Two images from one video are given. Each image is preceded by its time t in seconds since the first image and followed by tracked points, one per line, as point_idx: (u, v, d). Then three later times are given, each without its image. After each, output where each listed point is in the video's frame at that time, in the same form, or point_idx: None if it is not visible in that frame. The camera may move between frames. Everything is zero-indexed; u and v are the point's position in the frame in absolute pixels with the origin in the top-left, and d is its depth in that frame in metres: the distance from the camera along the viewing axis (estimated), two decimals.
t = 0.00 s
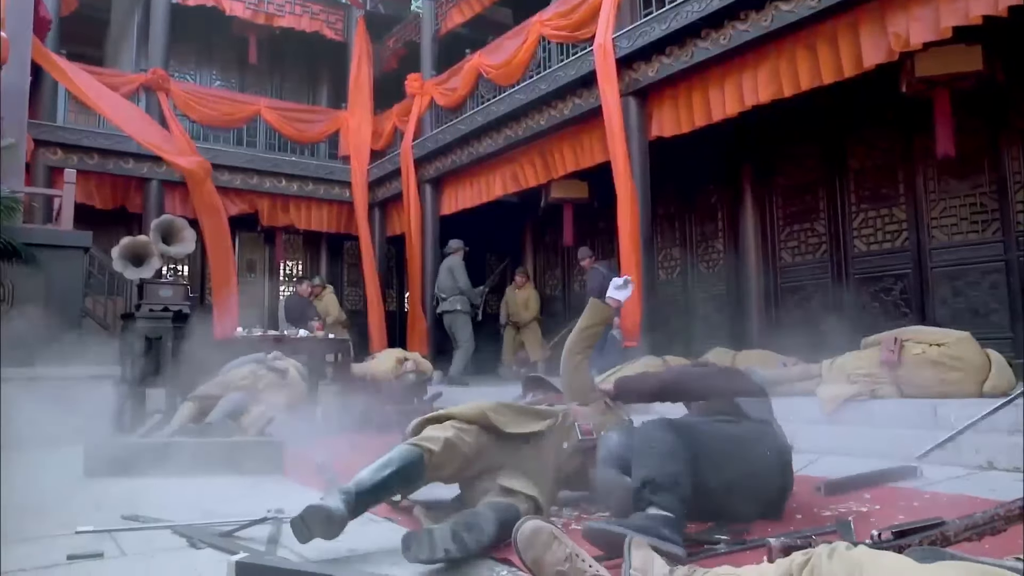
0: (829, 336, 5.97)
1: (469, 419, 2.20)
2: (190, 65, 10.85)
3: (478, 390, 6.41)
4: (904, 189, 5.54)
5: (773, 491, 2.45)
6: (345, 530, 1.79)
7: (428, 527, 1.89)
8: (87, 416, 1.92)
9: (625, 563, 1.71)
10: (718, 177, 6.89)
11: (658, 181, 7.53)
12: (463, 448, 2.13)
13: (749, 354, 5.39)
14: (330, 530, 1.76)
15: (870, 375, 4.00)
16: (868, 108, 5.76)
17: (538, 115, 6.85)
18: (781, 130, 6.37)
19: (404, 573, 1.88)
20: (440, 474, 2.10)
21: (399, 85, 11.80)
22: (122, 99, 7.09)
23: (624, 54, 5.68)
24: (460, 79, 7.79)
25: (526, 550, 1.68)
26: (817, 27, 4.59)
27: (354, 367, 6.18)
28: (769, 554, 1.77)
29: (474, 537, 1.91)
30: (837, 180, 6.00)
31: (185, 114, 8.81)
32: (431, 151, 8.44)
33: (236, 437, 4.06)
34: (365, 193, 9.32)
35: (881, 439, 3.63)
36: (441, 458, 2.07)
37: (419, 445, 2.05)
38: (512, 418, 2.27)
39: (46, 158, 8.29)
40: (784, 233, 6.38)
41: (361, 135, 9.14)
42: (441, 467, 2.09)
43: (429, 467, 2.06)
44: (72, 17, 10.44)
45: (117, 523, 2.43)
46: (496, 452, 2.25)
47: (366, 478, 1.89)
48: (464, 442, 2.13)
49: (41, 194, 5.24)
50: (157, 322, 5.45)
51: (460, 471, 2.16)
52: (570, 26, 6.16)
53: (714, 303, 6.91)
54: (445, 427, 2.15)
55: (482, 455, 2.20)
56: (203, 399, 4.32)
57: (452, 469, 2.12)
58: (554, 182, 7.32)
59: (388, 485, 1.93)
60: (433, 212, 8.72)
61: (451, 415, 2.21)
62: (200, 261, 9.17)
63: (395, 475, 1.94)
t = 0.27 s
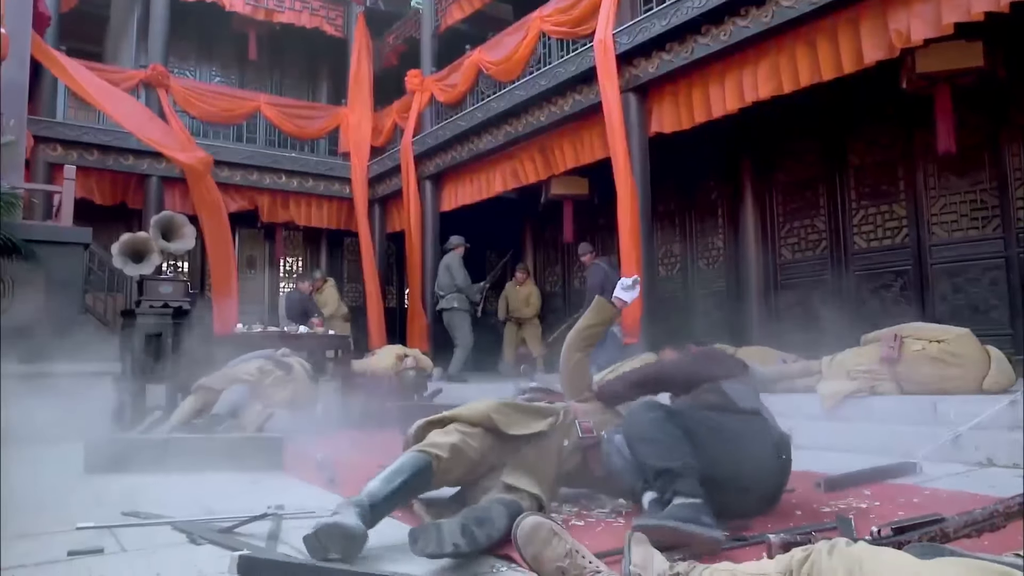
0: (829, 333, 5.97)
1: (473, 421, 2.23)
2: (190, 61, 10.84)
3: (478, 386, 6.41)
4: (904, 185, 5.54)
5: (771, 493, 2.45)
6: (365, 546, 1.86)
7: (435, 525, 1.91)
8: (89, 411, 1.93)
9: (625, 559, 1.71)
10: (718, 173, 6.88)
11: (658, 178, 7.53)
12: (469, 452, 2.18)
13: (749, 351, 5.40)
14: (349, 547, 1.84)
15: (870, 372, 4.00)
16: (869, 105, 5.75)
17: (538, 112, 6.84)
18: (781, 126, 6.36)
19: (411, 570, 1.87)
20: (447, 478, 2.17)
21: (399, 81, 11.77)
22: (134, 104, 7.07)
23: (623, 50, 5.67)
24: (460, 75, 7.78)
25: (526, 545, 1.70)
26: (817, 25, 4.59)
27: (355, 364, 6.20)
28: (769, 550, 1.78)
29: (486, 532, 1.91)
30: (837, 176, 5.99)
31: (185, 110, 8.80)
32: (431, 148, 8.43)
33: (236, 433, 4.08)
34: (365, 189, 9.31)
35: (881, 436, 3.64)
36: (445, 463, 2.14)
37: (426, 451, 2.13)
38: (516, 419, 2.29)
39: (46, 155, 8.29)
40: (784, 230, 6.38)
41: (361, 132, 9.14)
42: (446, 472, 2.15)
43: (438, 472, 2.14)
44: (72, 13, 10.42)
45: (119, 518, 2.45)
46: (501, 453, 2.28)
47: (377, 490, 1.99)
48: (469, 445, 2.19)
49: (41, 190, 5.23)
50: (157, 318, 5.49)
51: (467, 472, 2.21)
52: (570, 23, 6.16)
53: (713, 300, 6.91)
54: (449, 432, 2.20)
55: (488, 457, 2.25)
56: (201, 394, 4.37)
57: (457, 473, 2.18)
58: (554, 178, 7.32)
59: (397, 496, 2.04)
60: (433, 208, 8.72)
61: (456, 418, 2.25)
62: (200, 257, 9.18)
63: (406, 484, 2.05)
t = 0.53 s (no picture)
0: (829, 331, 5.98)
1: (477, 422, 2.19)
2: (190, 59, 10.82)
3: (477, 384, 6.41)
4: (904, 183, 5.54)
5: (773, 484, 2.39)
6: (379, 552, 1.80)
7: (443, 516, 1.91)
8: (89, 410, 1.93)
9: (625, 557, 1.72)
10: (718, 171, 6.88)
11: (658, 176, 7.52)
12: (477, 454, 2.14)
13: (749, 349, 5.40)
14: (363, 552, 1.78)
15: (870, 370, 4.00)
16: (869, 103, 5.75)
17: (538, 110, 6.83)
18: (781, 124, 6.36)
19: (411, 568, 1.87)
20: (455, 480, 2.12)
21: (399, 78, 11.75)
22: (136, 101, 7.11)
23: (624, 48, 5.67)
24: (460, 72, 7.77)
25: (526, 544, 1.70)
26: (818, 22, 4.59)
27: (355, 362, 6.10)
28: (768, 548, 1.79)
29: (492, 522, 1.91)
30: (837, 173, 5.99)
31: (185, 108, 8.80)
32: (431, 146, 8.43)
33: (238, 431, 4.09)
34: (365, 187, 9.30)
35: (881, 434, 3.64)
36: (455, 465, 2.08)
37: (434, 452, 2.07)
38: (519, 420, 2.26)
39: (45, 153, 8.28)
40: (784, 228, 6.38)
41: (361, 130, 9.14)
42: (456, 473, 2.10)
43: (447, 474, 2.08)
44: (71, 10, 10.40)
45: (119, 516, 2.45)
46: (505, 453, 2.24)
47: (387, 492, 1.94)
48: (477, 447, 2.14)
49: (41, 188, 5.23)
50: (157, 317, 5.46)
51: (474, 474, 2.16)
52: (570, 20, 6.15)
53: (713, 298, 6.91)
54: (456, 433, 2.15)
55: (494, 457, 2.21)
56: (203, 392, 4.37)
57: (465, 474, 2.13)
58: (554, 176, 7.32)
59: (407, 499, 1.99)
60: (433, 206, 8.71)
61: (460, 419, 2.20)
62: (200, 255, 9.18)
63: (416, 486, 1.99)
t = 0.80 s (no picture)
0: (829, 330, 5.98)
1: (477, 418, 2.18)
2: (190, 57, 10.81)
3: (478, 383, 6.42)
4: (904, 182, 5.53)
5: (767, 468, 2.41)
6: (386, 537, 1.80)
7: (454, 516, 1.96)
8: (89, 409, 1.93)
9: (625, 555, 1.72)
10: (719, 170, 6.88)
11: (658, 174, 7.52)
12: (478, 449, 2.13)
13: (749, 347, 5.40)
14: (371, 538, 1.78)
15: (870, 368, 4.00)
16: (869, 101, 5.74)
17: (538, 108, 6.83)
18: (781, 122, 6.35)
19: (410, 566, 1.88)
20: (456, 474, 2.11)
21: (399, 77, 11.74)
22: (137, 98, 7.10)
23: (624, 46, 5.66)
24: (460, 71, 7.77)
25: (526, 542, 1.70)
26: (818, 20, 4.58)
27: (355, 360, 6.05)
28: (768, 546, 1.79)
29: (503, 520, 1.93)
30: (837, 172, 5.99)
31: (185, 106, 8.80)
32: (431, 144, 8.42)
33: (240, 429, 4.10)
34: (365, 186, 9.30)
35: (881, 432, 3.64)
36: (457, 458, 2.08)
37: (436, 447, 2.07)
38: (519, 416, 2.24)
39: (45, 151, 8.27)
40: (784, 226, 6.37)
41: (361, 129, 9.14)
42: (457, 467, 2.10)
43: (449, 468, 2.08)
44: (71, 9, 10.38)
45: (120, 515, 2.46)
46: (506, 451, 2.24)
47: (391, 485, 1.93)
48: (478, 441, 2.13)
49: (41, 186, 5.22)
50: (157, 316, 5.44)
51: (474, 469, 2.16)
52: (570, 19, 6.15)
53: (713, 297, 6.91)
54: (457, 428, 2.15)
55: (496, 454, 2.20)
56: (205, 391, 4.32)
57: (466, 468, 2.13)
58: (554, 174, 7.32)
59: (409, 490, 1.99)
60: (433, 204, 8.71)
61: (460, 415, 2.19)
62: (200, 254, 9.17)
63: (420, 478, 1.99)
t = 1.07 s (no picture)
0: (829, 329, 5.98)
1: (478, 411, 2.20)
2: (190, 55, 10.80)
3: (477, 381, 6.42)
4: (905, 181, 5.53)
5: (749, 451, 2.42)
6: (389, 519, 1.81)
7: (466, 515, 1.93)
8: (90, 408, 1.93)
9: (625, 553, 1.72)
10: (719, 168, 6.87)
11: (658, 173, 7.51)
12: (479, 440, 2.14)
13: (749, 346, 5.40)
14: (375, 519, 1.79)
15: (870, 367, 4.01)
16: (869, 99, 5.74)
17: (538, 107, 6.82)
18: (781, 120, 6.34)
19: (409, 565, 1.88)
20: (457, 466, 2.12)
21: (399, 75, 11.73)
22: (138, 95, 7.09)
23: (624, 45, 5.65)
24: (460, 69, 7.76)
25: (526, 541, 1.71)
26: (818, 19, 4.58)
27: (355, 358, 6.04)
28: (768, 545, 1.79)
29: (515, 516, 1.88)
30: (838, 170, 5.98)
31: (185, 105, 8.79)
32: (431, 142, 8.42)
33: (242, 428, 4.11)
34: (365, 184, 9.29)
35: (880, 431, 3.65)
36: (459, 448, 2.09)
37: (438, 438, 2.08)
38: (520, 410, 2.25)
39: (45, 150, 8.26)
40: (784, 225, 6.38)
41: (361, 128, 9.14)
42: (458, 458, 2.10)
43: (450, 459, 2.09)
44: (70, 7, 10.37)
45: (120, 513, 2.46)
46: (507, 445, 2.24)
47: (394, 472, 1.94)
48: (480, 433, 2.14)
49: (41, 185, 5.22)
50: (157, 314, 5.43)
51: (475, 462, 2.16)
52: (570, 17, 6.14)
53: (713, 295, 6.91)
54: (459, 420, 2.16)
55: (497, 447, 2.21)
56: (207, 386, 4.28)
57: (468, 459, 2.14)
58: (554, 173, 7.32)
59: (411, 479, 1.99)
60: (433, 202, 8.71)
61: (461, 408, 2.20)
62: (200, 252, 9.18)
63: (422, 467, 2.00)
